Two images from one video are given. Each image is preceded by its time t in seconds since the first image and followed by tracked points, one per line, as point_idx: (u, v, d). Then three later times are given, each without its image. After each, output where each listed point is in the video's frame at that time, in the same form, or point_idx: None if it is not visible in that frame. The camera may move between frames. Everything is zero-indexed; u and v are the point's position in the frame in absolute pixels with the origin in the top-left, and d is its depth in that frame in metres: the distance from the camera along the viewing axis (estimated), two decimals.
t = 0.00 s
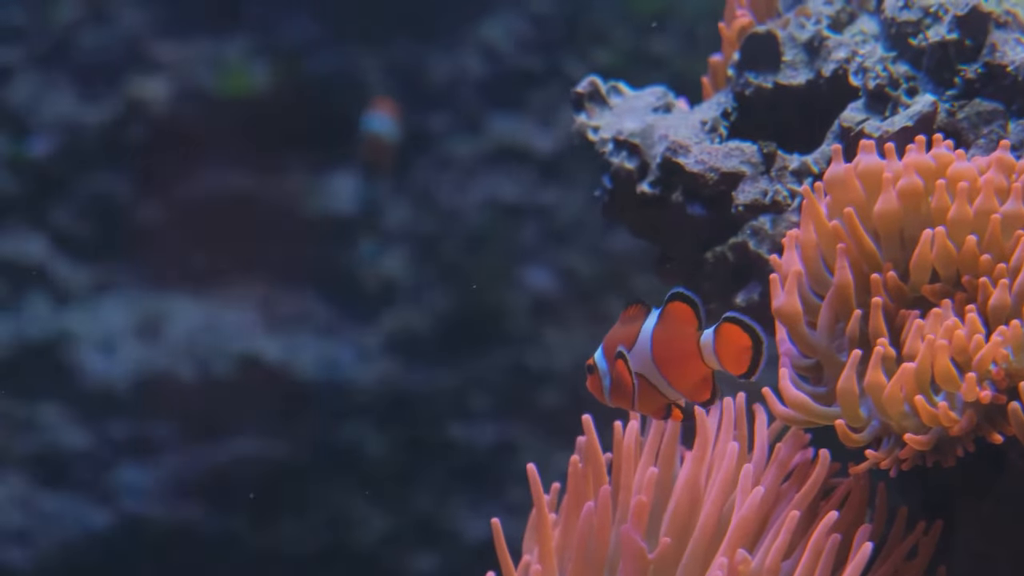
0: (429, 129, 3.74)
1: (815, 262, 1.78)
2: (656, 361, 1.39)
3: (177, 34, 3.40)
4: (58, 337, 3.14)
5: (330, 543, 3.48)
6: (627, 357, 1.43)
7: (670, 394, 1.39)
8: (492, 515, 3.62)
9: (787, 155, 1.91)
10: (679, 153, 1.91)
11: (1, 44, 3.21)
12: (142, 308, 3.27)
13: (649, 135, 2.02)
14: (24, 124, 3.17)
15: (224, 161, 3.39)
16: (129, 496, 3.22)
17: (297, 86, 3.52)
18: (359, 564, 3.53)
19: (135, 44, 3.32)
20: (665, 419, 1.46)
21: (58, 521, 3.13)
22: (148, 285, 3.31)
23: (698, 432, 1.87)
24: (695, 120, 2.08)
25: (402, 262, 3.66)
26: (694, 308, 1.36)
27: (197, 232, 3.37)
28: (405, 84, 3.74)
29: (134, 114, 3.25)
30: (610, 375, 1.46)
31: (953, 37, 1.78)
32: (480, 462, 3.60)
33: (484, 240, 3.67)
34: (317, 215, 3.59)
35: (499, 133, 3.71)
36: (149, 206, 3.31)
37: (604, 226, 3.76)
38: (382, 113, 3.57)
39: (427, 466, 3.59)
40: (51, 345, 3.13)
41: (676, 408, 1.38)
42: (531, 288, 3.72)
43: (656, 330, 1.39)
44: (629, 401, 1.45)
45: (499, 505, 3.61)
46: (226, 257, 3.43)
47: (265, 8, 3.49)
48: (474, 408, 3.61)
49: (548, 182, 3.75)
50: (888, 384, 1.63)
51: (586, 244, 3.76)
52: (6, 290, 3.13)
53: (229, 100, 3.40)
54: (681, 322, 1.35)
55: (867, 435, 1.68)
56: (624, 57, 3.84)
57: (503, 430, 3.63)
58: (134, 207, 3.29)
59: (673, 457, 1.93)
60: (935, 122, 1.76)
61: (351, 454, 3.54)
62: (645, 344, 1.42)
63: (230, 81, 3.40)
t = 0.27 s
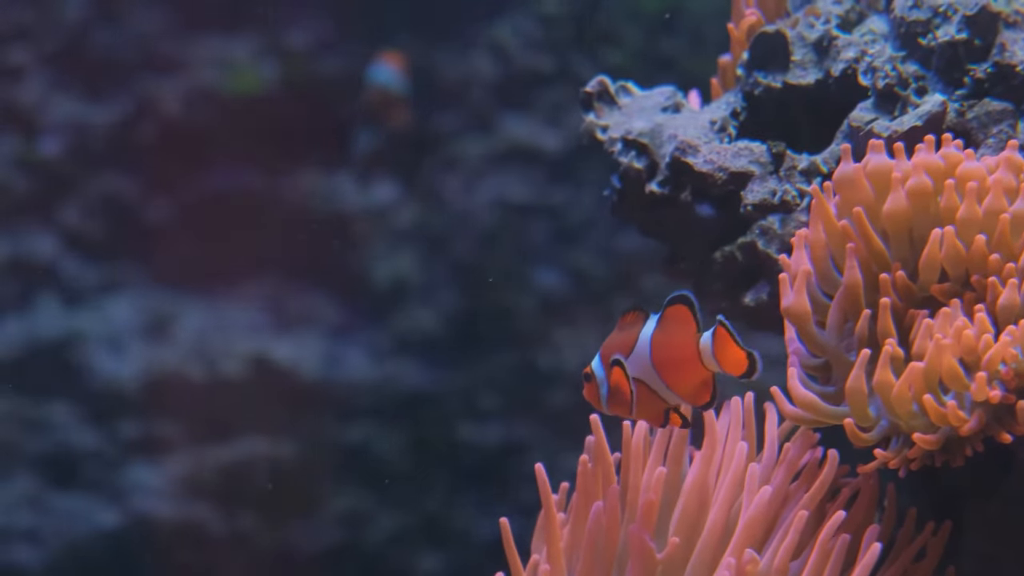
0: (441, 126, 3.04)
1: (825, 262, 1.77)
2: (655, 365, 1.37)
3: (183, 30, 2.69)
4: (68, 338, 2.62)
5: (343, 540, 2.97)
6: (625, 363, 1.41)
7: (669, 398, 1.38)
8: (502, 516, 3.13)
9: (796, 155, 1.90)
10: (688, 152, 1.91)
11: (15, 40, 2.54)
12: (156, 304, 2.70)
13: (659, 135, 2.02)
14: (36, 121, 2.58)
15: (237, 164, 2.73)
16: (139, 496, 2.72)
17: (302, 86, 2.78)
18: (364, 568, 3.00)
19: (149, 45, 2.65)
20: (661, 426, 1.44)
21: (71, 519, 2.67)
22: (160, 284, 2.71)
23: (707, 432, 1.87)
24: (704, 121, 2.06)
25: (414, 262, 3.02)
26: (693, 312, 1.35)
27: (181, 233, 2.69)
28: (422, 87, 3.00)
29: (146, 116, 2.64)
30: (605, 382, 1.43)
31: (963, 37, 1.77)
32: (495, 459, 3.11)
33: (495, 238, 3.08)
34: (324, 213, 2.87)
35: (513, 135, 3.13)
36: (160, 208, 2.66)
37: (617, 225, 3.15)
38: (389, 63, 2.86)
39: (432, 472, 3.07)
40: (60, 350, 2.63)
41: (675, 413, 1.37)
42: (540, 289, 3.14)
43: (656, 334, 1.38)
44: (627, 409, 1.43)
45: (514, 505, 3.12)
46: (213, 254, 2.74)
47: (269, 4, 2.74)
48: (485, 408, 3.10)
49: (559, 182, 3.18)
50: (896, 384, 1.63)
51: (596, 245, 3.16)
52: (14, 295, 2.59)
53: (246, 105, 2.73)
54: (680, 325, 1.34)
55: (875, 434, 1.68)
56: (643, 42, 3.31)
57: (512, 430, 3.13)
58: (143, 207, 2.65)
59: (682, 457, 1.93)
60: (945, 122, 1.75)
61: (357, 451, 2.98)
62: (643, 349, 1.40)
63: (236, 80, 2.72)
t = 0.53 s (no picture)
0: (445, 121, 2.64)
1: (834, 256, 1.77)
2: (657, 365, 1.37)
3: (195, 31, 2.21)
4: (74, 336, 2.13)
5: (350, 537, 2.49)
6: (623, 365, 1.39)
7: (671, 398, 1.38)
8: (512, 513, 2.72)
9: (805, 149, 1.89)
10: (696, 147, 1.91)
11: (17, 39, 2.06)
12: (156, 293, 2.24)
13: (667, 129, 2.01)
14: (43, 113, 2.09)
15: (248, 152, 2.32)
16: (147, 494, 2.20)
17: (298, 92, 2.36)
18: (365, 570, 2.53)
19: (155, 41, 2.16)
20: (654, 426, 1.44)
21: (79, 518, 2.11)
22: (170, 280, 2.26)
23: (715, 427, 1.88)
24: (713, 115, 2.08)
25: (423, 254, 2.63)
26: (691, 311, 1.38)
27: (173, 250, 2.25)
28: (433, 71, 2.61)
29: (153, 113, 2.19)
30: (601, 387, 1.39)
31: (972, 31, 1.76)
32: (504, 458, 2.72)
33: (504, 232, 2.76)
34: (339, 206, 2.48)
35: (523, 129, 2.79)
36: (166, 204, 2.23)
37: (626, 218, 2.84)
38: (398, 17, 2.49)
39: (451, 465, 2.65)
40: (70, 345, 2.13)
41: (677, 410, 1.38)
42: (551, 283, 2.82)
43: (655, 334, 1.38)
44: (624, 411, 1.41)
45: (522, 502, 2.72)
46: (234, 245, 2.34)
47: None
48: (494, 403, 2.72)
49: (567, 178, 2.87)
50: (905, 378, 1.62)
51: (605, 240, 2.86)
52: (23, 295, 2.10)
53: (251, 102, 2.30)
54: (682, 324, 1.36)
55: (885, 428, 1.67)
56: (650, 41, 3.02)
57: (524, 427, 2.75)
58: (153, 206, 2.21)
59: (691, 451, 1.93)
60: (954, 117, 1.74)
61: (367, 448, 2.53)
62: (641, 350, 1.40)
63: (245, 76, 2.28)
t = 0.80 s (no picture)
0: (457, 117, 3.34)
1: (843, 249, 1.71)
2: (657, 361, 1.30)
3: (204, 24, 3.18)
4: (85, 329, 3.00)
5: (361, 532, 3.17)
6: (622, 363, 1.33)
7: (673, 395, 1.30)
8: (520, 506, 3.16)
9: (814, 142, 1.87)
10: (705, 140, 1.91)
11: (31, 32, 3.08)
12: (170, 298, 3.11)
13: (677, 122, 2.02)
14: (55, 111, 3.06)
15: (253, 155, 3.21)
16: (156, 487, 3.02)
17: (321, 82, 3.24)
18: (381, 556, 3.19)
19: (163, 34, 3.12)
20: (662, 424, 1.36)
21: (88, 508, 2.97)
22: (173, 275, 3.13)
23: (724, 420, 1.86)
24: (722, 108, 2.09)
25: (431, 256, 3.23)
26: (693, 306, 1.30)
27: (232, 232, 3.18)
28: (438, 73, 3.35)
29: (160, 107, 3.10)
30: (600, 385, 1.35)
31: (983, 24, 1.75)
32: (512, 449, 3.14)
33: (517, 229, 3.18)
34: (342, 206, 3.25)
35: (532, 124, 3.33)
36: (178, 197, 3.13)
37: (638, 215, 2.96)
38: None
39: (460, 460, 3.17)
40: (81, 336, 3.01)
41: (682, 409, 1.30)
42: (559, 278, 3.15)
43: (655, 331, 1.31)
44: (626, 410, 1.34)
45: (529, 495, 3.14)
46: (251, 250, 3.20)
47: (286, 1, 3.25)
48: (503, 399, 3.15)
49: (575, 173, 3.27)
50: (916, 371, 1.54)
51: (615, 235, 3.11)
52: (32, 288, 3.02)
53: (260, 97, 3.19)
54: (680, 321, 1.28)
55: (894, 423, 1.60)
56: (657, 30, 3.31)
57: (532, 421, 3.14)
58: (162, 199, 3.11)
59: (700, 445, 1.92)
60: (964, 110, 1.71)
61: (375, 444, 3.18)
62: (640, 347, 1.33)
63: (254, 70, 3.18)
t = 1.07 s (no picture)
0: (469, 111, 3.28)
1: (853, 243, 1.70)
2: (656, 358, 1.32)
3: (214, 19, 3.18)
4: (92, 322, 2.92)
5: (368, 528, 3.00)
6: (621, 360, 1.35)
7: (672, 391, 1.32)
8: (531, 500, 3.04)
9: (825, 135, 1.86)
10: (716, 133, 1.91)
11: (40, 26, 3.03)
12: (182, 289, 3.03)
13: (687, 116, 2.01)
14: (64, 106, 3.03)
15: (267, 147, 3.16)
16: (167, 482, 2.86)
17: (327, 74, 3.17)
18: (387, 556, 3.01)
19: (173, 26, 3.12)
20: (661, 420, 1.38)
21: (96, 507, 2.79)
22: (182, 270, 3.06)
23: (734, 415, 1.86)
24: (733, 102, 2.09)
25: (444, 247, 3.23)
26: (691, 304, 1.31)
27: (241, 224, 3.13)
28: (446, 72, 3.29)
29: (169, 100, 3.07)
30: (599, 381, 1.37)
31: (993, 17, 1.73)
32: (522, 447, 3.04)
33: (523, 223, 3.21)
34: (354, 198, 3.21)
35: (540, 120, 3.29)
36: (185, 191, 3.07)
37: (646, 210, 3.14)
38: None
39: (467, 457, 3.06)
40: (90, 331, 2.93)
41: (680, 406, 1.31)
42: (567, 272, 3.17)
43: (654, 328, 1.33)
44: (624, 405, 1.36)
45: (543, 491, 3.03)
46: (259, 241, 3.15)
47: None
48: (513, 393, 3.07)
49: (583, 167, 3.28)
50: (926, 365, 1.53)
51: (621, 229, 3.18)
52: (43, 281, 2.93)
53: (267, 88, 3.15)
54: (679, 319, 1.29)
55: (904, 417, 1.58)
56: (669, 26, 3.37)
57: (542, 415, 3.05)
58: (170, 192, 3.06)
59: (709, 439, 1.92)
60: (974, 103, 1.70)
61: (382, 438, 3.04)
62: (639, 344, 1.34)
63: (262, 64, 3.14)
